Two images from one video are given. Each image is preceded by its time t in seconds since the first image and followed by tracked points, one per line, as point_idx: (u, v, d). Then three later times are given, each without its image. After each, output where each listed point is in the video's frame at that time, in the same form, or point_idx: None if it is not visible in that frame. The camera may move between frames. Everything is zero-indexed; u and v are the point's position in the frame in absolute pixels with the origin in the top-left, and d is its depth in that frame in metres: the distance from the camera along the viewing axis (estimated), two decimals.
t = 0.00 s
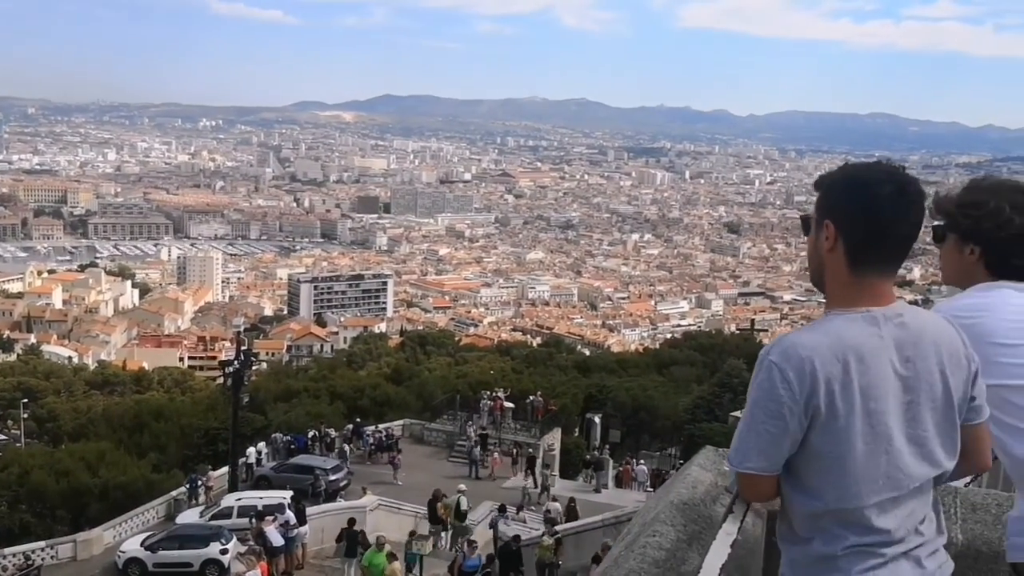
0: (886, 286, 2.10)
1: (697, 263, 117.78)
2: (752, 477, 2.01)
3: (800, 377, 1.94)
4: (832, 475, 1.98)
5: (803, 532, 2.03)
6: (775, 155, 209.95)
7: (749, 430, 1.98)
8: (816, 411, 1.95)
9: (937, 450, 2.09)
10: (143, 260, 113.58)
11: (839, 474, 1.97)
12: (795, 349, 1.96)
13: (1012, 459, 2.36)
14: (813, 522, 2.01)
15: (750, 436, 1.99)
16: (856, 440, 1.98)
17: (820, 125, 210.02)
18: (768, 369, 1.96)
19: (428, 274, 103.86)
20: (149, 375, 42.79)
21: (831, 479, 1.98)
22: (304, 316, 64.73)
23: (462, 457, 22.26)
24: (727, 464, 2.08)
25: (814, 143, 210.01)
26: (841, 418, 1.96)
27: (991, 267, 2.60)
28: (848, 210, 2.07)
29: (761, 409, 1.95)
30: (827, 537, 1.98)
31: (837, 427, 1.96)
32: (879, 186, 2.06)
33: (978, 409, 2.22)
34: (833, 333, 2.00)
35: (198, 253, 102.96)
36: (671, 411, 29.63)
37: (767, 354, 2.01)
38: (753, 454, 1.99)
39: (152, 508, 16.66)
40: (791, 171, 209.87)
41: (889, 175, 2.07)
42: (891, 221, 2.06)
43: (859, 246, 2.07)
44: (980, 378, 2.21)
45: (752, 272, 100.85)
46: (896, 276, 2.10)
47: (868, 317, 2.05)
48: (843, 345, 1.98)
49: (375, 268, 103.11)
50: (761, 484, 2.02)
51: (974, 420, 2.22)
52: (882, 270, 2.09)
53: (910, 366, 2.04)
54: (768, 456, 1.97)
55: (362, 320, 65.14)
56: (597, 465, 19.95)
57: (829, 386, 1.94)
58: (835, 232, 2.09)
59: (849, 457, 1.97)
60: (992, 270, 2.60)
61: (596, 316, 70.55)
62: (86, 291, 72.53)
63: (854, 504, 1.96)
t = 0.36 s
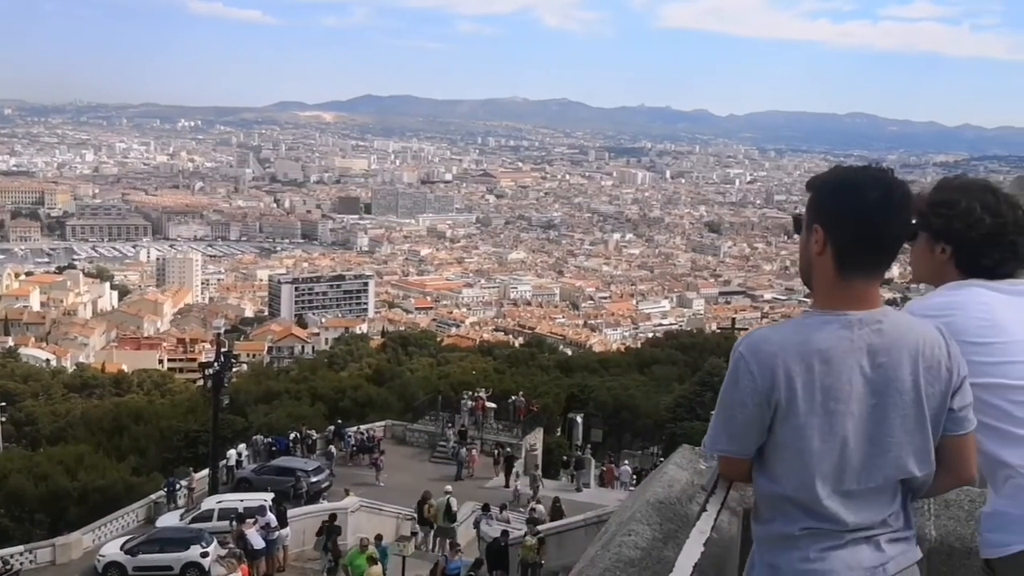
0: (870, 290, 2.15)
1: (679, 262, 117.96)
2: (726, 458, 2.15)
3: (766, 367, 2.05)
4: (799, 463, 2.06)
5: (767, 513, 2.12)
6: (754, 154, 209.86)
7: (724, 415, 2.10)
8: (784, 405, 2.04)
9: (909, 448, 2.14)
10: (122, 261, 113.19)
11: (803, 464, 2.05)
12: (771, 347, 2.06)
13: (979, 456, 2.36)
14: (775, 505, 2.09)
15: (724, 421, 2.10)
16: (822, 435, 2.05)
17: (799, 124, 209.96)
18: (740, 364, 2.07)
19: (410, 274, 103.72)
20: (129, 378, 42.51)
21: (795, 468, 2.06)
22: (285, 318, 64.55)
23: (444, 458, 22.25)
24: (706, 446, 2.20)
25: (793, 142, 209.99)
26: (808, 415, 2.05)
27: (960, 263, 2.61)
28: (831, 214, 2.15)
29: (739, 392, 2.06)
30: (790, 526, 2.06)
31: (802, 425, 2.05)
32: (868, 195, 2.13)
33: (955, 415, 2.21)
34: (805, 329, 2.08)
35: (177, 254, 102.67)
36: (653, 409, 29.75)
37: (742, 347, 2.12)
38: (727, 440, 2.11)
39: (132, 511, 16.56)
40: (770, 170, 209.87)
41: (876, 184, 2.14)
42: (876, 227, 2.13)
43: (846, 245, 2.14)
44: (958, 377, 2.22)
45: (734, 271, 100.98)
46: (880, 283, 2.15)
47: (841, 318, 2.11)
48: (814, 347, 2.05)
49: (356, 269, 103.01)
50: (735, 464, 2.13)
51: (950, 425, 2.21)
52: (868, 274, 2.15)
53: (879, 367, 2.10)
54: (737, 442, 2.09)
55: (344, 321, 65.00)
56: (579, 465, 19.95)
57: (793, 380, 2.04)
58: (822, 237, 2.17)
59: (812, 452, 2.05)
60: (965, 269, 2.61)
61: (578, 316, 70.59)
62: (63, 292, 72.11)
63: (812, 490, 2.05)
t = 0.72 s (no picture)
0: (834, 289, 2.16)
1: (658, 260, 118.08)
2: (699, 456, 2.13)
3: (739, 364, 2.04)
4: (770, 458, 2.07)
5: (742, 507, 2.11)
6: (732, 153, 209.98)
7: (696, 411, 2.10)
8: (756, 399, 2.04)
9: (879, 442, 2.15)
10: (98, 265, 112.60)
11: (772, 459, 2.05)
12: (742, 345, 2.05)
13: (945, 448, 2.37)
14: (747, 501, 2.10)
15: (698, 417, 2.10)
16: (790, 431, 2.06)
17: (776, 123, 210.01)
18: (713, 360, 2.06)
19: (389, 275, 103.55)
20: (106, 382, 42.20)
21: (767, 460, 2.06)
22: (264, 320, 64.31)
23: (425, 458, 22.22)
24: (679, 440, 2.19)
25: (770, 140, 210.06)
26: (778, 411, 2.05)
27: (929, 260, 2.63)
28: (796, 216, 2.15)
29: (711, 388, 2.06)
30: (764, 517, 2.06)
31: (772, 420, 2.05)
32: (831, 198, 2.13)
33: (919, 407, 2.23)
34: (771, 325, 2.08)
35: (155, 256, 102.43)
36: (634, 408, 29.87)
37: (714, 343, 2.11)
38: (701, 438, 2.11)
39: (110, 515, 16.43)
40: (748, 169, 210.04)
41: (840, 184, 2.15)
42: (841, 227, 2.13)
43: (815, 247, 2.13)
44: (920, 375, 2.24)
45: (713, 270, 101.14)
46: (845, 282, 2.16)
47: (810, 314, 2.11)
48: (783, 342, 2.05)
49: (335, 271, 102.90)
50: (711, 462, 2.12)
51: (913, 419, 2.24)
52: (830, 274, 2.16)
53: (846, 360, 2.10)
54: (710, 436, 2.09)
55: (323, 322, 64.78)
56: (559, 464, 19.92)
57: (765, 376, 2.04)
58: (787, 239, 2.17)
59: (783, 448, 2.05)
60: (933, 267, 2.63)
61: (558, 316, 70.65)
62: (39, 296, 71.75)
63: (785, 485, 2.05)
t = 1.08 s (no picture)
0: (802, 286, 2.19)
1: (644, 259, 118.08)
2: (676, 454, 2.15)
3: (710, 359, 2.07)
4: (742, 454, 2.08)
5: (719, 507, 2.12)
6: (716, 151, 210.01)
7: (671, 407, 2.11)
8: (728, 393, 2.05)
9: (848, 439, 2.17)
10: (82, 268, 112.30)
11: (746, 455, 2.07)
12: (713, 343, 2.07)
13: (923, 444, 2.36)
14: (721, 496, 2.11)
15: (673, 414, 2.11)
16: (759, 426, 2.08)
17: (759, 122, 209.98)
18: (684, 354, 2.08)
19: (375, 275, 103.40)
20: (90, 386, 42.00)
21: (737, 460, 2.09)
22: (249, 322, 64.08)
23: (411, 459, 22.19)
24: (657, 436, 2.21)
25: (754, 139, 210.06)
26: (751, 405, 2.07)
27: (908, 257, 2.65)
28: (764, 216, 2.17)
29: (683, 385, 2.08)
30: (735, 520, 2.08)
31: (743, 415, 2.06)
32: (797, 195, 2.15)
33: (887, 403, 2.26)
34: (743, 321, 2.11)
35: (139, 259, 102.31)
36: (620, 407, 29.93)
37: (687, 338, 2.14)
38: (677, 433, 2.12)
39: (95, 521, 16.36)
40: (732, 167, 210.10)
41: (805, 184, 2.16)
42: (808, 224, 2.15)
43: (781, 243, 2.16)
44: (888, 373, 2.26)
45: (698, 268, 101.15)
46: (813, 277, 2.18)
47: (778, 310, 2.13)
48: (752, 337, 2.07)
49: (320, 272, 102.86)
50: (690, 460, 2.14)
51: (881, 413, 2.26)
52: (800, 271, 2.18)
53: (816, 355, 2.12)
54: (685, 435, 2.11)
55: (309, 324, 64.62)
56: (545, 463, 19.89)
57: (736, 374, 2.06)
58: (755, 237, 2.19)
59: (753, 445, 2.07)
60: (912, 264, 2.65)
61: (544, 315, 70.61)
62: (22, 301, 71.48)
63: (755, 481, 2.07)
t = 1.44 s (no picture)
0: (779, 286, 2.20)
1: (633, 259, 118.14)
2: (660, 451, 2.15)
3: (688, 356, 2.09)
4: (720, 452, 2.09)
5: (697, 507, 2.14)
6: (705, 152, 210.03)
7: (651, 405, 2.13)
8: (705, 388, 2.07)
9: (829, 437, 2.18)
10: (70, 271, 112.04)
11: (725, 453, 2.08)
12: (692, 340, 2.09)
13: (904, 443, 2.36)
14: (699, 495, 2.12)
15: (652, 412, 2.14)
16: (740, 424, 2.09)
17: (748, 122, 209.95)
18: (664, 353, 2.10)
19: (364, 277, 103.33)
20: (78, 389, 41.83)
21: (713, 459, 2.10)
22: (238, 324, 63.91)
23: (401, 461, 22.16)
24: (637, 436, 2.22)
25: (742, 139, 210.07)
26: (732, 404, 2.08)
27: (890, 256, 2.66)
28: (741, 215, 2.19)
29: (662, 385, 2.10)
30: (714, 518, 2.09)
31: (721, 413, 2.08)
32: (773, 195, 2.17)
33: (864, 405, 2.27)
34: (720, 319, 2.12)
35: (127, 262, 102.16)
36: (609, 407, 29.99)
37: (667, 335, 2.16)
38: (657, 429, 2.14)
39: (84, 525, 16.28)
40: (721, 168, 210.17)
41: (782, 184, 2.18)
42: (785, 227, 2.17)
43: (758, 242, 2.18)
44: (867, 374, 2.27)
45: (688, 269, 101.21)
46: (790, 277, 2.20)
47: (755, 310, 2.15)
48: (731, 333, 2.09)
49: (310, 274, 102.80)
50: (670, 460, 2.15)
51: (858, 414, 2.28)
52: (777, 271, 2.20)
53: (794, 355, 2.13)
54: (666, 432, 2.13)
55: (298, 326, 64.47)
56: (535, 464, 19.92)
57: (716, 372, 2.08)
58: (735, 237, 2.21)
59: (732, 441, 2.08)
60: (893, 264, 2.67)
61: (534, 316, 70.63)
62: (9, 304, 71.25)
63: (736, 479, 2.08)
